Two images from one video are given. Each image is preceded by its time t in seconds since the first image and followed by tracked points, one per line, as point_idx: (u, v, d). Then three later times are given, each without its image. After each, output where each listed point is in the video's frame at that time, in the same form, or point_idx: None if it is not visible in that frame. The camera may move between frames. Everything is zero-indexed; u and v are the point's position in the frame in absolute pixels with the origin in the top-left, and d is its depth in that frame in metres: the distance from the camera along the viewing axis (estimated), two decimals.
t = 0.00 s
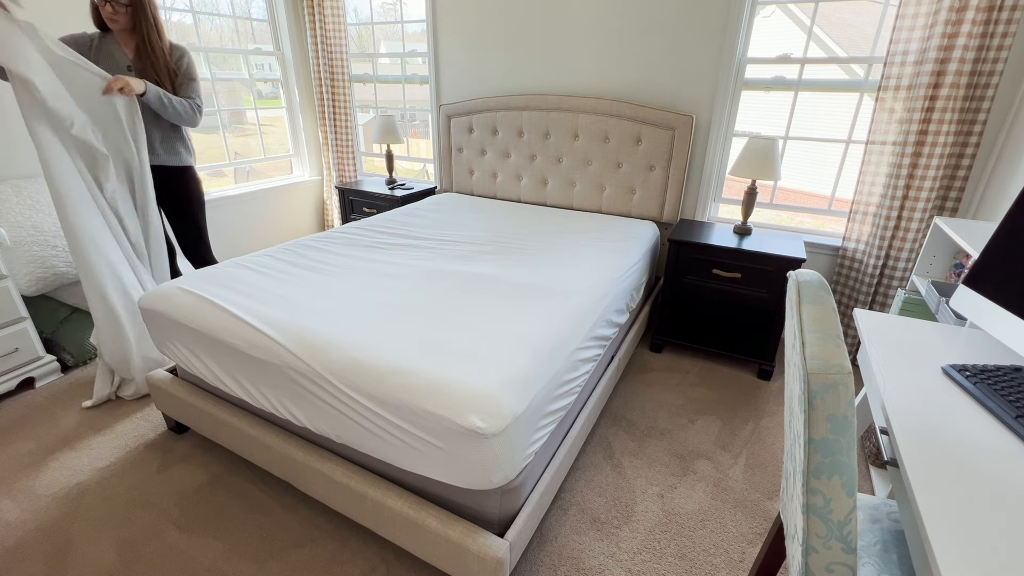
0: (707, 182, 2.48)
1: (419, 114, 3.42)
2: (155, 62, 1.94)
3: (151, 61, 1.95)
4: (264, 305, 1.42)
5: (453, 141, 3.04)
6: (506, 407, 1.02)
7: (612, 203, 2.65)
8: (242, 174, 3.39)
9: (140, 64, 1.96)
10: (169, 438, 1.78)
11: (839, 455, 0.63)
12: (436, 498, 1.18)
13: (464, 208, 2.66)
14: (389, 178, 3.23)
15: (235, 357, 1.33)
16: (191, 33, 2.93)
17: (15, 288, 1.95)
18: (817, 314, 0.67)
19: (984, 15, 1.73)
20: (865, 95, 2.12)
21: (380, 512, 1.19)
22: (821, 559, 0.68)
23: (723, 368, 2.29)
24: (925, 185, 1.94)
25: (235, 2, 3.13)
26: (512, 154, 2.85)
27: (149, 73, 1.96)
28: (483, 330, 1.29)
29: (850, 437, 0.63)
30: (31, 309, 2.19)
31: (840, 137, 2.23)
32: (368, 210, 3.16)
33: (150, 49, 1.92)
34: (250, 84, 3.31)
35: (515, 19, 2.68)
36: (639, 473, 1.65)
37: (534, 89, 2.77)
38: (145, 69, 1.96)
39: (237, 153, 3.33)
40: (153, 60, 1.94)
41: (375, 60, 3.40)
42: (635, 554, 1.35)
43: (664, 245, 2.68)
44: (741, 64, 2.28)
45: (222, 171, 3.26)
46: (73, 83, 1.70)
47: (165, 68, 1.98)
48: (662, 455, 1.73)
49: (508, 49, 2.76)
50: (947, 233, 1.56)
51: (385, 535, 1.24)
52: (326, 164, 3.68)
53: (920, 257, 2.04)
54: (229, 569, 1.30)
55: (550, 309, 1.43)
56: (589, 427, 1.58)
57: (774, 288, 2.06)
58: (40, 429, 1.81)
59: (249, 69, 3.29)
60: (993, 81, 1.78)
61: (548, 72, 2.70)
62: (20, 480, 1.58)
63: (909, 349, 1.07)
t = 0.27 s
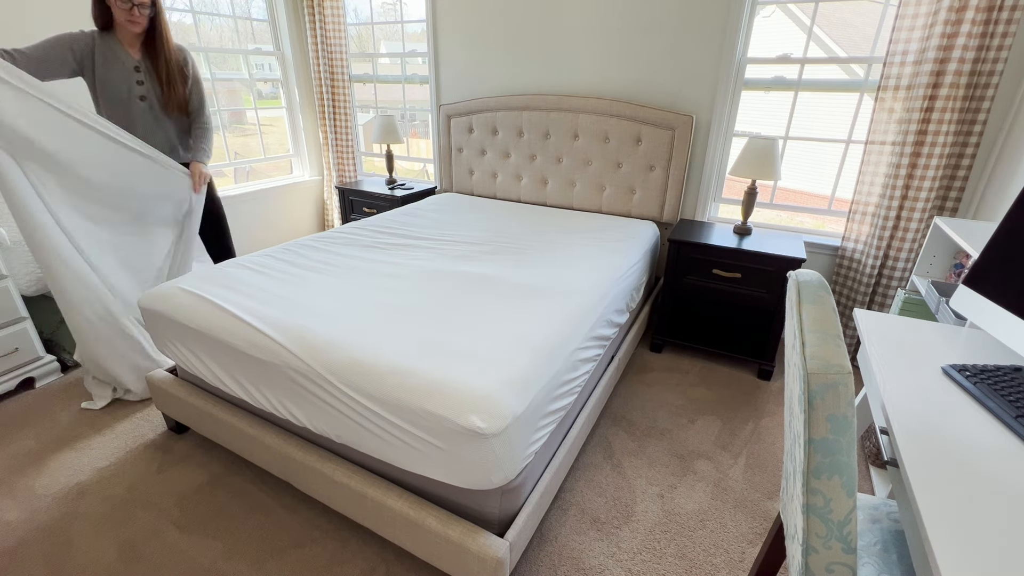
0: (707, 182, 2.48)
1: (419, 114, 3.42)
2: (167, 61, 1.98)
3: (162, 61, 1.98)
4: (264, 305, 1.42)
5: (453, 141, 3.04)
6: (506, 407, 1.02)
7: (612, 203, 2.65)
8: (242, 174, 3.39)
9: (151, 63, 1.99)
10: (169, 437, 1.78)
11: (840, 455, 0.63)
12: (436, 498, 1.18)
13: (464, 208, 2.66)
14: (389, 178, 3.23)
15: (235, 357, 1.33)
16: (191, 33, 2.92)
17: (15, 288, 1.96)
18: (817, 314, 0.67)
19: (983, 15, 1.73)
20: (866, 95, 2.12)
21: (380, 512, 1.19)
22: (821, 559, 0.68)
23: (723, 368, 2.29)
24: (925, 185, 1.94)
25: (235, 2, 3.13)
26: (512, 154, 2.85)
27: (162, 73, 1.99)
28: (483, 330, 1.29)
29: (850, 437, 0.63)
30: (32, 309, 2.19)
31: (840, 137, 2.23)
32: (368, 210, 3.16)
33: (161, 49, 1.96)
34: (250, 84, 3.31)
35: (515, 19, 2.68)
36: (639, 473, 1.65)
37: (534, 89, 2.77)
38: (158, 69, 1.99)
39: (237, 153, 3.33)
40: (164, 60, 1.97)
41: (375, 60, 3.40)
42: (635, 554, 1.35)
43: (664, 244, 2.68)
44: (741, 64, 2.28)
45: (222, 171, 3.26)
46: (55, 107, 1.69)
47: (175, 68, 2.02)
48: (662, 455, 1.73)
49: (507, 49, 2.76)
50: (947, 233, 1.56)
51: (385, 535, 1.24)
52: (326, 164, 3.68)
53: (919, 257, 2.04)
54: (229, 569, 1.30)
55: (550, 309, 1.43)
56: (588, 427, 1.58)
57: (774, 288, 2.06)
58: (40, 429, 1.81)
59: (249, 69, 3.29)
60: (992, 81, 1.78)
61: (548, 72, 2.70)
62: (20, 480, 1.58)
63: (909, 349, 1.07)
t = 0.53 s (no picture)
0: (707, 182, 2.48)
1: (419, 114, 3.42)
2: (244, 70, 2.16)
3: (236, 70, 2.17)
4: (264, 305, 1.42)
5: (453, 141, 3.04)
6: (506, 407, 1.02)
7: (612, 203, 2.65)
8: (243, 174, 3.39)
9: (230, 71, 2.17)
10: (169, 437, 1.78)
11: (839, 455, 0.63)
12: (436, 499, 1.18)
13: (464, 208, 2.66)
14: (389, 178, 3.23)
15: (235, 357, 1.33)
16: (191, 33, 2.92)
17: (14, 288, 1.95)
18: (817, 314, 0.67)
19: (983, 15, 1.73)
20: (865, 95, 2.12)
21: (380, 511, 1.19)
22: (821, 560, 0.68)
23: (723, 368, 2.29)
24: (924, 184, 1.94)
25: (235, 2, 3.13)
26: (512, 154, 2.85)
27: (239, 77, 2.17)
28: (483, 330, 1.29)
29: (849, 438, 0.63)
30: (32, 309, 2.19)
31: (839, 137, 2.23)
32: (368, 210, 3.16)
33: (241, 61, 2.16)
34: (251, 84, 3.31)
35: (515, 19, 2.68)
36: (639, 473, 1.65)
37: (534, 90, 2.77)
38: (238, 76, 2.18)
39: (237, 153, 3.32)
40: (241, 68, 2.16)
41: (375, 60, 3.40)
42: (635, 554, 1.35)
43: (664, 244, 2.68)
44: (741, 64, 2.28)
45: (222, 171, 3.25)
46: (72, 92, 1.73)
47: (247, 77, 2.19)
48: (662, 455, 1.73)
49: (507, 49, 2.76)
50: (947, 233, 1.56)
51: (385, 535, 1.24)
52: (326, 164, 3.69)
53: (919, 257, 2.04)
54: (229, 569, 1.30)
55: (549, 309, 1.43)
56: (589, 427, 1.58)
57: (774, 288, 2.05)
58: (40, 429, 1.81)
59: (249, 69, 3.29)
60: (992, 81, 1.78)
61: (548, 72, 2.70)
62: (21, 480, 1.58)
63: (910, 349, 1.07)
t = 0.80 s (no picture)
0: (707, 182, 2.48)
1: (419, 114, 3.42)
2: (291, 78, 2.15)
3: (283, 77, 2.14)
4: (264, 305, 1.42)
5: (453, 141, 3.04)
6: (506, 407, 1.02)
7: (612, 203, 2.65)
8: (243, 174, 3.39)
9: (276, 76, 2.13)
10: (169, 437, 1.78)
11: (839, 455, 0.63)
12: (436, 499, 1.18)
13: (464, 208, 2.66)
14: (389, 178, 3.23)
15: (235, 357, 1.33)
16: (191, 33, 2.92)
17: (14, 287, 1.95)
18: (817, 314, 0.67)
19: (983, 15, 1.73)
20: (865, 95, 2.12)
21: (380, 511, 1.19)
22: (821, 560, 0.68)
23: (723, 368, 2.29)
24: (924, 184, 1.94)
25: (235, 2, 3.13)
26: (512, 154, 2.85)
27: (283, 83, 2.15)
28: (483, 330, 1.29)
29: (849, 438, 0.63)
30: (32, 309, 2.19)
31: (840, 137, 2.23)
32: (368, 210, 3.16)
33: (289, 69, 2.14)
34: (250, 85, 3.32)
35: (515, 19, 2.68)
36: (639, 473, 1.65)
37: (534, 90, 2.77)
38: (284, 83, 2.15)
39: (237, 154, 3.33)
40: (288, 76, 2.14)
41: (375, 60, 3.39)
42: (635, 554, 1.35)
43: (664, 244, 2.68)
44: (741, 64, 2.28)
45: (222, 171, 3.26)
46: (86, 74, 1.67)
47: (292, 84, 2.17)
48: (662, 455, 1.73)
49: (507, 48, 2.76)
50: (947, 233, 1.56)
51: (385, 535, 1.24)
52: (326, 163, 3.69)
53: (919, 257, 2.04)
54: (229, 569, 1.30)
55: (549, 309, 1.43)
56: (588, 427, 1.58)
57: (774, 288, 2.06)
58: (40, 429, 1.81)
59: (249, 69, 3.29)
60: (992, 81, 1.78)
61: (548, 72, 2.70)
62: (21, 480, 1.58)
63: (909, 349, 1.07)
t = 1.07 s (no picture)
0: (707, 182, 2.48)
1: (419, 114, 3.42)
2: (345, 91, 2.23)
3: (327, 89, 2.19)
4: (264, 305, 1.42)
5: (453, 141, 3.04)
6: (506, 407, 1.02)
7: (612, 203, 2.65)
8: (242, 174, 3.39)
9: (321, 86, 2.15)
10: (169, 437, 1.78)
11: (840, 455, 0.63)
12: (436, 499, 1.18)
13: (464, 208, 2.66)
14: (389, 178, 3.23)
15: (235, 357, 1.33)
16: (191, 34, 2.91)
17: (15, 287, 1.97)
18: (817, 313, 0.67)
19: (984, 15, 1.73)
20: (865, 95, 2.12)
21: (380, 511, 1.19)
22: (821, 560, 0.68)
23: (722, 368, 2.29)
24: (925, 184, 1.94)
25: (234, 1, 3.12)
26: (512, 154, 2.85)
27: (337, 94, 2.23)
28: (483, 330, 1.29)
29: (850, 438, 0.63)
30: (32, 309, 2.19)
31: (839, 137, 2.23)
32: (368, 210, 3.16)
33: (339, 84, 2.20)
34: (250, 85, 3.32)
35: (515, 20, 2.68)
36: (639, 473, 1.65)
37: (534, 90, 2.77)
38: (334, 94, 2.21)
39: (237, 153, 3.32)
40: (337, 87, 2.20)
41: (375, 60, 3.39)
42: (635, 554, 1.35)
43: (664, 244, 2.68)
44: (741, 64, 2.28)
45: (222, 171, 3.26)
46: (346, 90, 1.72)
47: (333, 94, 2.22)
48: (662, 455, 1.73)
49: (507, 48, 2.76)
50: (947, 233, 1.56)
51: (385, 535, 1.24)
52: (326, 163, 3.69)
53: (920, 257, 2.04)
54: (229, 569, 1.30)
55: (549, 309, 1.43)
56: (589, 427, 1.58)
57: (774, 288, 2.06)
58: (40, 429, 1.81)
59: (249, 69, 3.30)
60: (993, 81, 1.78)
61: (548, 72, 2.70)
62: (21, 480, 1.58)
63: (909, 349, 1.07)
